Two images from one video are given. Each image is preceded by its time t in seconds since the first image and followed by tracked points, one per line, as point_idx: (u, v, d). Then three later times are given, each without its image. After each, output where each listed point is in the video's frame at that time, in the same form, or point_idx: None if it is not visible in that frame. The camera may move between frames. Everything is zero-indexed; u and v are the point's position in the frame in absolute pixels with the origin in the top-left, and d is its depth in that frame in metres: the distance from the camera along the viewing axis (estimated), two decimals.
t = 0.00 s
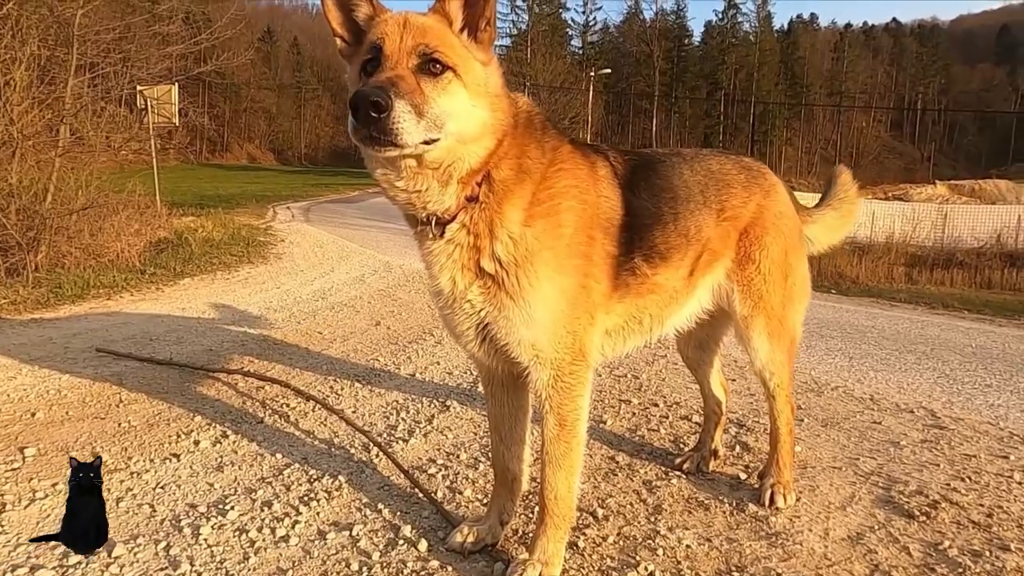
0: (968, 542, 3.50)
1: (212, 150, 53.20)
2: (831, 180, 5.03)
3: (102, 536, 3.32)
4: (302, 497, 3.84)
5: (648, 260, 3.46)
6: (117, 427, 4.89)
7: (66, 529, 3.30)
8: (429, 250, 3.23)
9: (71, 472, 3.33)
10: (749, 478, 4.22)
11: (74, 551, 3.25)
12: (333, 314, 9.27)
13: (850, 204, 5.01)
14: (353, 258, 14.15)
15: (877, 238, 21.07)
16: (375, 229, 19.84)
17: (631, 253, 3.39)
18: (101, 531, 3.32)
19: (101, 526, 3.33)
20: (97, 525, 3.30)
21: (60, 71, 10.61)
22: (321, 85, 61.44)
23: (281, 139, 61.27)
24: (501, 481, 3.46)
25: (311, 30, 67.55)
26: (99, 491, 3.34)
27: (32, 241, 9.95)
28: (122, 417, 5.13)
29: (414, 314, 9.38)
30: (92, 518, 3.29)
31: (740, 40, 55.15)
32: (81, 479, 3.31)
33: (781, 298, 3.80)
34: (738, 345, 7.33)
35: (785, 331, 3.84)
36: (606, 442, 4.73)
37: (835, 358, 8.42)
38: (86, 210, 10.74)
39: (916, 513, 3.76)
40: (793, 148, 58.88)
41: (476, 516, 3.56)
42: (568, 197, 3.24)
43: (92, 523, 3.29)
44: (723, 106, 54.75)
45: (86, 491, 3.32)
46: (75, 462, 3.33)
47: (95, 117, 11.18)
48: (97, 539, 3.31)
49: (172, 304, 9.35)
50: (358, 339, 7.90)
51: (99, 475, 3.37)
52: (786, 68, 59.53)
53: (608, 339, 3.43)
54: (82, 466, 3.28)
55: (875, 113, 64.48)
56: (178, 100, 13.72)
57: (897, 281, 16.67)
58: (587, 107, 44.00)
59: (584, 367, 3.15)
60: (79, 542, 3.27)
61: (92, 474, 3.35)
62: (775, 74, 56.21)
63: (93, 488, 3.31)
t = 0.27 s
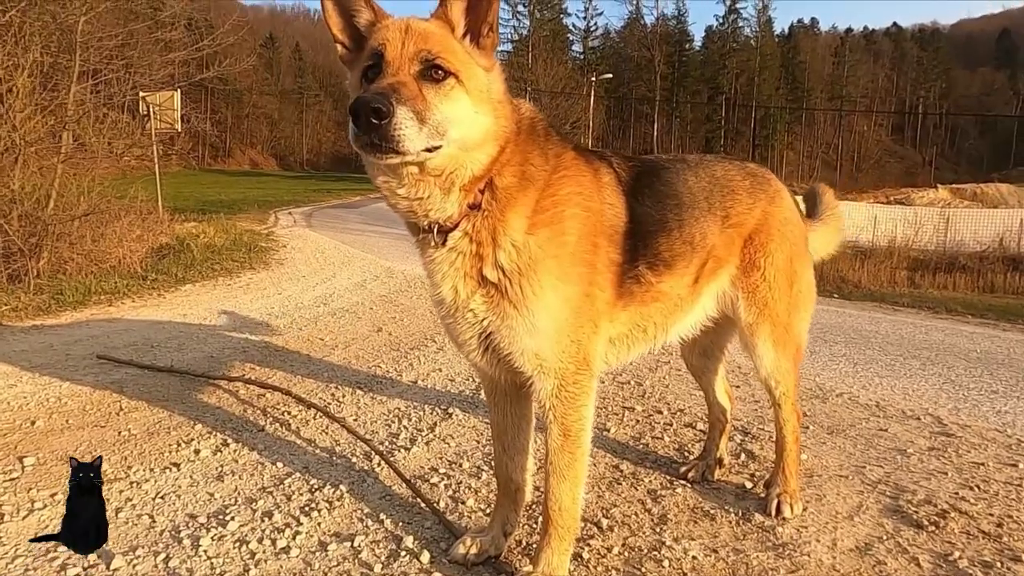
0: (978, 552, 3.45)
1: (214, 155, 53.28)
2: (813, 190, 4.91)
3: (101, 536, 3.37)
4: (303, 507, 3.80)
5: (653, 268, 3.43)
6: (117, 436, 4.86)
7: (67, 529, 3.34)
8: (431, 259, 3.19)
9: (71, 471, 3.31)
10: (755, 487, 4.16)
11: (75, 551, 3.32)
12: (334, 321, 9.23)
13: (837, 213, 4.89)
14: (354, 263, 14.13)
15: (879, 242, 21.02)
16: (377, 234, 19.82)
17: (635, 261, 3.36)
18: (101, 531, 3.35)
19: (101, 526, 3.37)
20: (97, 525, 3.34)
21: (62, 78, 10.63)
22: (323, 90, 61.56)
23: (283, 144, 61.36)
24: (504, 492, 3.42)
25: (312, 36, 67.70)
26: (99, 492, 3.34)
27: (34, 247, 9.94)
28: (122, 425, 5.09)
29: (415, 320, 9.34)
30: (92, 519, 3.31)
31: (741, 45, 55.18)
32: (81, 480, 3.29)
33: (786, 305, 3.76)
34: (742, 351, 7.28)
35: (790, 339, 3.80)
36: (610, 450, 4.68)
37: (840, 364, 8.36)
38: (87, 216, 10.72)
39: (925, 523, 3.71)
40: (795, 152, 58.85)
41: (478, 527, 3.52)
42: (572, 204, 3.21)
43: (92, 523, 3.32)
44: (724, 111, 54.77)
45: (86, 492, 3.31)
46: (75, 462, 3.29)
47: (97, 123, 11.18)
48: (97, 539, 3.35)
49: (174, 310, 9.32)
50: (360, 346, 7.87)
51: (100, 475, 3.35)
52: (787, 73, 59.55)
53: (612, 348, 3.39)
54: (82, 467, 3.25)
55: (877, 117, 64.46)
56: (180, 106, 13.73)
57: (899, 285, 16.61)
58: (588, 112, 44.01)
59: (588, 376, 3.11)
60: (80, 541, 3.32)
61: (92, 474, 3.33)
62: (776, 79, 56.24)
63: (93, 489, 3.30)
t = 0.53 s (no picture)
0: (993, 562, 3.39)
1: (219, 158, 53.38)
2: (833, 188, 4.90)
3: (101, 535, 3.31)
4: (307, 513, 3.76)
5: (663, 273, 3.40)
6: (121, 440, 4.83)
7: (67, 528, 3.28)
8: (438, 262, 3.18)
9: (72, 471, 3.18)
10: (764, 494, 4.11)
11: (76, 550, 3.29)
12: (338, 324, 9.20)
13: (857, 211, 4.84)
14: (359, 266, 14.10)
15: (884, 245, 20.92)
16: (381, 237, 19.80)
17: (645, 266, 3.33)
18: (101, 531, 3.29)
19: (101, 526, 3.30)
20: (97, 525, 3.27)
21: (68, 80, 10.64)
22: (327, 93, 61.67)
23: (288, 147, 61.47)
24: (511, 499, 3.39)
25: (317, 39, 67.83)
26: (99, 491, 3.23)
27: (39, 250, 9.94)
28: (126, 429, 5.06)
29: (419, 323, 9.30)
30: (91, 520, 3.24)
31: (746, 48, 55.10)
32: (81, 481, 3.17)
33: (798, 310, 3.73)
34: (749, 356, 7.22)
35: (802, 344, 3.76)
36: (617, 456, 4.63)
37: (848, 368, 8.30)
38: (92, 219, 10.70)
39: (938, 532, 3.65)
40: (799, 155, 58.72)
41: (485, 533, 3.49)
42: (582, 208, 3.17)
43: (91, 524, 3.25)
44: (728, 114, 54.69)
45: (85, 491, 3.20)
46: (74, 462, 3.16)
47: (102, 126, 11.18)
48: (96, 538, 3.30)
49: (178, 313, 9.29)
50: (364, 349, 7.83)
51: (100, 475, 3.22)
52: (791, 75, 59.45)
53: (621, 353, 3.37)
54: (82, 468, 3.12)
55: (882, 120, 64.30)
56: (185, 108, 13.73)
57: (905, 288, 16.53)
58: (592, 114, 43.97)
59: (597, 383, 3.09)
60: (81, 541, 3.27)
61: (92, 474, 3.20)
62: (781, 81, 56.12)
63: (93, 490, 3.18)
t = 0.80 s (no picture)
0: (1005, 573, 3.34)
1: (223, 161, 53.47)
2: (841, 199, 4.89)
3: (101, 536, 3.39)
4: (310, 519, 3.73)
5: (672, 279, 3.37)
6: (122, 444, 4.79)
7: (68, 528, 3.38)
8: (444, 269, 3.15)
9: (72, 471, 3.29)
10: (771, 502, 4.06)
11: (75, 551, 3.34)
12: (341, 328, 9.17)
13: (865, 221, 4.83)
14: (362, 269, 14.09)
15: (888, 250, 20.87)
16: (384, 240, 19.79)
17: (653, 272, 3.30)
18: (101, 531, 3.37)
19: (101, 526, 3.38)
20: (97, 525, 3.35)
21: (74, 83, 10.68)
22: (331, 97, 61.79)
23: (291, 150, 61.56)
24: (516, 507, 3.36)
25: (321, 43, 67.97)
26: (99, 491, 3.33)
27: (43, 252, 9.94)
28: (128, 433, 5.03)
29: (422, 327, 9.27)
30: (91, 519, 3.33)
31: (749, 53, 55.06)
32: (81, 479, 3.27)
33: (807, 316, 3.69)
34: (754, 361, 7.18)
35: (811, 351, 3.72)
36: (622, 462, 4.59)
37: (853, 374, 8.24)
38: (96, 221, 10.69)
39: (949, 541, 3.60)
40: (803, 160, 58.66)
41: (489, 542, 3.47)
42: (590, 213, 3.15)
43: (92, 523, 3.34)
44: (732, 119, 54.68)
45: (86, 491, 3.31)
46: (75, 461, 3.28)
47: (108, 128, 11.22)
48: (96, 539, 3.37)
49: (181, 316, 9.27)
50: (367, 353, 7.80)
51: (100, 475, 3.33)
52: (794, 80, 59.44)
53: (629, 360, 3.35)
54: (82, 466, 3.23)
55: (885, 126, 64.22)
56: (189, 111, 13.76)
57: (908, 294, 16.48)
58: (596, 119, 43.96)
59: (604, 390, 3.07)
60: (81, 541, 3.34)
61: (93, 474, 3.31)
62: (784, 86, 56.10)
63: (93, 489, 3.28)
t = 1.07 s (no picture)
0: None
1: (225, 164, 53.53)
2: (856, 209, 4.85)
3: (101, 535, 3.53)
4: (312, 527, 3.70)
5: (678, 286, 3.34)
6: (124, 450, 4.77)
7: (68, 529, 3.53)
8: (447, 277, 3.13)
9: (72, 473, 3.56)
10: (777, 509, 4.03)
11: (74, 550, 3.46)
12: (343, 331, 9.14)
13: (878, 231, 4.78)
14: (364, 272, 14.06)
15: (890, 252, 20.81)
16: (386, 243, 19.77)
17: (660, 279, 3.28)
18: (100, 530, 3.53)
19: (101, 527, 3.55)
20: (97, 525, 3.52)
21: (77, 87, 10.69)
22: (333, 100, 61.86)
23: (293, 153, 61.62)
24: (521, 516, 3.33)
25: (323, 45, 68.03)
26: (98, 491, 3.57)
27: (46, 256, 9.93)
28: (129, 439, 5.01)
29: (425, 331, 9.24)
30: (91, 517, 3.51)
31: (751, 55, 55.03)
32: (81, 479, 3.53)
33: (815, 323, 3.65)
34: (758, 366, 7.13)
35: (818, 358, 3.69)
36: (627, 469, 4.55)
37: (858, 378, 8.19)
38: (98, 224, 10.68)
39: (958, 550, 3.56)
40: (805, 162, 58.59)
41: (494, 552, 3.44)
42: (596, 220, 3.12)
43: (91, 522, 3.51)
44: (734, 121, 54.63)
45: (85, 491, 3.54)
46: (76, 463, 3.55)
47: (111, 132, 11.22)
48: (96, 539, 3.51)
49: (184, 320, 9.25)
50: (369, 357, 7.77)
51: (99, 476, 3.59)
52: (796, 83, 59.40)
53: (635, 368, 3.32)
54: (82, 466, 3.50)
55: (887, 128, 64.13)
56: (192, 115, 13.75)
57: (911, 296, 16.43)
58: (597, 121, 43.92)
59: (611, 399, 3.04)
60: (81, 541, 3.48)
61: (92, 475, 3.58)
62: (786, 89, 56.06)
63: (93, 487, 3.53)
